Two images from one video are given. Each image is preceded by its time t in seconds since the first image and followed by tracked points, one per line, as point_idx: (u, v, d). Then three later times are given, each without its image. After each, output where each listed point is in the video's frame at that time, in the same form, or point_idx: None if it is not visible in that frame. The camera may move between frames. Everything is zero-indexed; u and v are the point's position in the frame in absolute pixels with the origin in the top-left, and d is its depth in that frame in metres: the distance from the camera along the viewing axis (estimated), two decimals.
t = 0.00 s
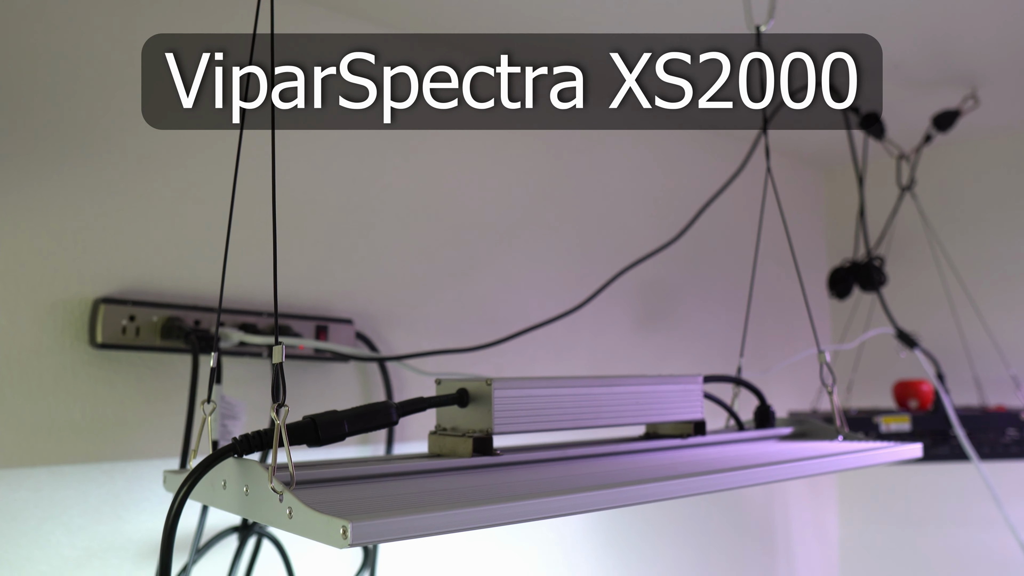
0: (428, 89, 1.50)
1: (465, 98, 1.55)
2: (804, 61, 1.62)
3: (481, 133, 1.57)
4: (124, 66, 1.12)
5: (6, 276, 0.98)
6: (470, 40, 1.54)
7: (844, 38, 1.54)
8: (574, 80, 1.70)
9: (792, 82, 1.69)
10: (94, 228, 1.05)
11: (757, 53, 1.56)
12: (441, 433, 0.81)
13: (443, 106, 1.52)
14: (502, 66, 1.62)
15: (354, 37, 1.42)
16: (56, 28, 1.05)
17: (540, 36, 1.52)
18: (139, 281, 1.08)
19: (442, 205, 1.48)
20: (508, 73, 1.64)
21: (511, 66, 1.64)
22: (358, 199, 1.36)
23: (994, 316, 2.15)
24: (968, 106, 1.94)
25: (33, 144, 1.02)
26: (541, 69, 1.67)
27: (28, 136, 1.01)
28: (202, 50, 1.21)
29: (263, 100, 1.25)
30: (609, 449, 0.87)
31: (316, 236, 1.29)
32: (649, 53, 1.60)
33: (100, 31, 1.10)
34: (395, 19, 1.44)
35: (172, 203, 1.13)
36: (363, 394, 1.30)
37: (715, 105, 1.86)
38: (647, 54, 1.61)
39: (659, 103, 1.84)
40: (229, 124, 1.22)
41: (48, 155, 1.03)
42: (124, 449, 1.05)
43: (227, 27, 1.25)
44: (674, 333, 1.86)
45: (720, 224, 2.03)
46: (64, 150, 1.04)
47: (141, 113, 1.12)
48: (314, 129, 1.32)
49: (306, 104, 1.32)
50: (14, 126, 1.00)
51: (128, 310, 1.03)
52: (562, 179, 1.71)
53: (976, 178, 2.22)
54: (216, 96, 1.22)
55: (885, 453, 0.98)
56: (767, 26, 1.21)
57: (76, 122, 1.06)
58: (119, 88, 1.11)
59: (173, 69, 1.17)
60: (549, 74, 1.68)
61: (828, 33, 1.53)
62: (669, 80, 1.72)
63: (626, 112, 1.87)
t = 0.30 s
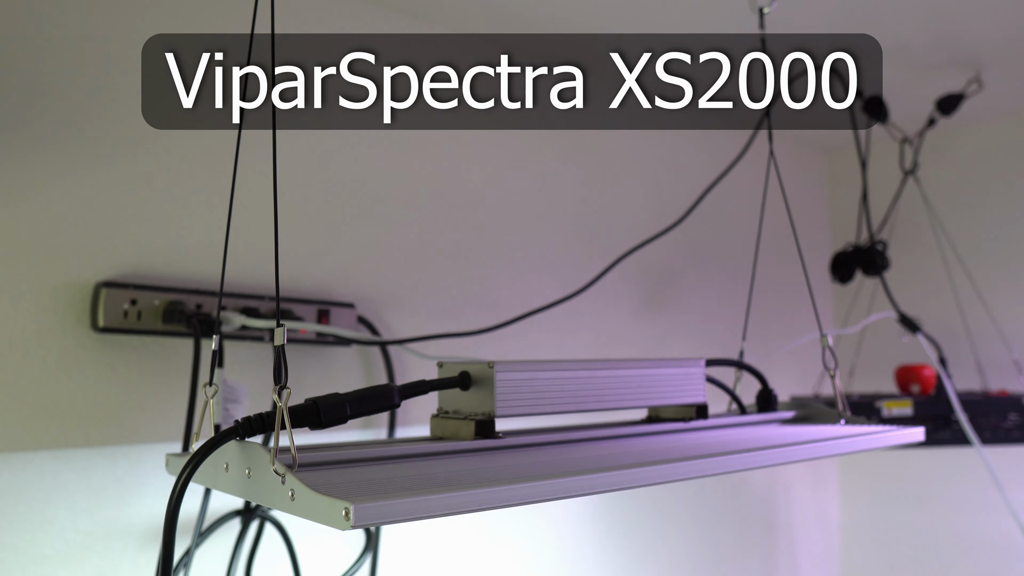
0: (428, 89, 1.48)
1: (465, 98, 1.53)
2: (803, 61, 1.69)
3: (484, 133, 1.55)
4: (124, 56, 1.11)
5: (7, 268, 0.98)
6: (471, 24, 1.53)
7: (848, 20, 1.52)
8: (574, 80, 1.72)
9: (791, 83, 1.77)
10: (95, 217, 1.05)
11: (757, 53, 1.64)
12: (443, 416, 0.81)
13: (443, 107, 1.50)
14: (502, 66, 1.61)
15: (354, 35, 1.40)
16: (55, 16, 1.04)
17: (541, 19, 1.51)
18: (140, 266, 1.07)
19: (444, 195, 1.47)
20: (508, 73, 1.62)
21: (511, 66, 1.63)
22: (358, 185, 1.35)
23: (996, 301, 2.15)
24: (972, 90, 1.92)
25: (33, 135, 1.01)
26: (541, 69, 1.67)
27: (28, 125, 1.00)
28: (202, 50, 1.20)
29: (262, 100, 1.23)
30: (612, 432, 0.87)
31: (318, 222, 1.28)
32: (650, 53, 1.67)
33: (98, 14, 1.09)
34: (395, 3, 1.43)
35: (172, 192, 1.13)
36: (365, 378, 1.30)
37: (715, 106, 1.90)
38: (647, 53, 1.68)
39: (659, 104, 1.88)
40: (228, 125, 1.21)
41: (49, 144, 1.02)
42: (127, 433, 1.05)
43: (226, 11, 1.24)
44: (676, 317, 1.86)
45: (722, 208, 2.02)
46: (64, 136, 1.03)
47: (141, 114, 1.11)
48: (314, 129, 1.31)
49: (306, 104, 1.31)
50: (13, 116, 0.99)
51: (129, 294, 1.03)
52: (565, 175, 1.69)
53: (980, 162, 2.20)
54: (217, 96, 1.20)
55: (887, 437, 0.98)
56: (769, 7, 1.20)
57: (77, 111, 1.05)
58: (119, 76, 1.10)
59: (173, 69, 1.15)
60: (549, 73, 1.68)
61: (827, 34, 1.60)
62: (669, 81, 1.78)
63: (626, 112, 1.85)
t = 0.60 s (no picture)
0: (428, 89, 1.46)
1: (465, 98, 1.51)
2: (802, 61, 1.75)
3: (485, 133, 1.54)
4: (124, 55, 1.09)
5: (10, 268, 0.97)
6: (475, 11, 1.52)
7: (855, 6, 1.51)
8: (574, 80, 1.71)
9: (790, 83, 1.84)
10: (99, 212, 1.04)
11: (757, 54, 1.72)
12: (450, 403, 0.82)
13: (443, 107, 1.48)
14: (502, 66, 1.59)
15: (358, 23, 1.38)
16: (55, 14, 1.03)
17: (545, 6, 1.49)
18: (147, 256, 1.07)
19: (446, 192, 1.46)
20: (508, 73, 1.60)
21: (511, 66, 1.61)
22: (361, 180, 1.34)
23: (1005, 288, 2.13)
24: (981, 76, 1.90)
25: (35, 135, 1.00)
26: (541, 69, 1.66)
27: (33, 115, 1.00)
28: (202, 50, 1.19)
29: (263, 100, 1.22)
30: (619, 419, 0.87)
31: (322, 214, 1.28)
32: (649, 53, 1.73)
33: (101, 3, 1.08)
34: None
35: (176, 187, 1.12)
36: (372, 365, 1.30)
37: (715, 105, 1.97)
38: (647, 54, 1.74)
39: (659, 104, 1.87)
40: (228, 125, 1.20)
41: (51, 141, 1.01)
42: (135, 421, 1.06)
43: None
44: (682, 305, 1.86)
45: (729, 195, 2.01)
46: (67, 130, 1.03)
47: (141, 115, 1.10)
48: (314, 130, 1.29)
49: (306, 104, 1.29)
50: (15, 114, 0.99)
51: (136, 282, 1.03)
52: (569, 171, 1.68)
53: (988, 149, 2.18)
54: (216, 96, 1.19)
55: (895, 424, 0.97)
56: None
57: (80, 104, 1.04)
58: (122, 68, 1.09)
59: (173, 69, 1.14)
60: (549, 74, 1.67)
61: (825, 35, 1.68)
62: (669, 81, 1.85)
63: (626, 113, 1.82)
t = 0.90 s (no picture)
0: (428, 89, 1.44)
1: (465, 98, 1.49)
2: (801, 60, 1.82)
3: (485, 131, 1.52)
4: (122, 53, 1.08)
5: (11, 268, 0.97)
6: None
7: None
8: (574, 80, 1.68)
9: (790, 83, 1.91)
10: (101, 206, 1.04)
11: (757, 54, 1.80)
12: (456, 388, 0.82)
13: (443, 107, 1.46)
14: (502, 65, 1.56)
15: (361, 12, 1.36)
16: (52, 7, 1.02)
17: None
18: (153, 242, 1.07)
19: (449, 187, 1.45)
20: (508, 73, 1.57)
21: (511, 66, 1.58)
22: (364, 173, 1.33)
23: (1013, 273, 2.12)
24: (990, 60, 1.88)
25: (33, 135, 0.99)
26: (541, 69, 1.64)
27: (35, 104, 0.99)
28: (202, 49, 1.17)
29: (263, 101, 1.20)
30: (625, 404, 0.87)
31: (326, 202, 1.27)
32: (650, 53, 1.78)
33: None
34: None
35: (178, 181, 1.11)
36: (378, 351, 1.30)
37: (715, 106, 1.96)
38: (647, 53, 1.78)
39: (659, 104, 1.84)
40: (230, 125, 1.19)
41: (52, 137, 1.01)
42: (142, 406, 1.06)
43: None
44: (689, 291, 1.85)
45: (735, 180, 2.00)
46: (69, 121, 1.02)
47: (141, 114, 1.09)
48: (313, 132, 1.27)
49: (306, 104, 1.27)
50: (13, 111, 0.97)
51: (142, 268, 1.03)
52: (572, 165, 1.66)
53: (997, 132, 2.16)
54: (217, 96, 1.18)
55: (902, 408, 0.97)
56: None
57: (82, 93, 1.04)
58: (123, 57, 1.08)
59: (173, 69, 1.13)
60: (549, 74, 1.65)
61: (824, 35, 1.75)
62: (669, 80, 1.85)
63: (627, 112, 1.79)
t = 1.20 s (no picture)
0: (428, 89, 1.43)
1: (465, 98, 1.48)
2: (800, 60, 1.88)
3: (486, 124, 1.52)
4: (121, 54, 1.07)
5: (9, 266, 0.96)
6: None
7: None
8: (574, 80, 1.68)
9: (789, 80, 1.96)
10: (100, 202, 1.03)
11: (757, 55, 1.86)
12: (456, 378, 0.82)
13: (443, 107, 1.45)
14: (502, 66, 1.55)
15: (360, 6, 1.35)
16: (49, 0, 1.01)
17: None
18: (152, 234, 1.07)
19: (449, 184, 1.45)
20: (508, 73, 1.56)
21: (511, 66, 1.57)
22: (364, 170, 1.32)
23: (1014, 264, 2.12)
24: (991, 51, 1.87)
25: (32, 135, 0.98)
26: (541, 69, 1.62)
27: (33, 97, 0.99)
28: (202, 49, 1.17)
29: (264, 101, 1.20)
30: (626, 394, 0.87)
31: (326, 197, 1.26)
32: (649, 53, 1.81)
33: None
34: None
35: (178, 177, 1.11)
36: (378, 341, 1.30)
37: (715, 106, 1.94)
38: (647, 53, 1.81)
39: (659, 104, 1.83)
40: (230, 124, 1.18)
41: (49, 133, 1.00)
42: (142, 397, 1.06)
43: None
44: (689, 282, 1.85)
45: (736, 171, 2.00)
46: (67, 114, 1.02)
47: (141, 114, 1.09)
48: (315, 131, 1.26)
49: (306, 104, 1.26)
50: (11, 107, 0.97)
51: (142, 260, 1.03)
52: (572, 161, 1.66)
53: (999, 123, 2.16)
54: (217, 96, 1.17)
55: (903, 399, 0.97)
56: None
57: (80, 87, 1.03)
58: (121, 51, 1.07)
59: (173, 69, 1.12)
60: (549, 74, 1.64)
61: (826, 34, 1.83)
62: (669, 81, 1.84)
63: (627, 113, 1.78)
